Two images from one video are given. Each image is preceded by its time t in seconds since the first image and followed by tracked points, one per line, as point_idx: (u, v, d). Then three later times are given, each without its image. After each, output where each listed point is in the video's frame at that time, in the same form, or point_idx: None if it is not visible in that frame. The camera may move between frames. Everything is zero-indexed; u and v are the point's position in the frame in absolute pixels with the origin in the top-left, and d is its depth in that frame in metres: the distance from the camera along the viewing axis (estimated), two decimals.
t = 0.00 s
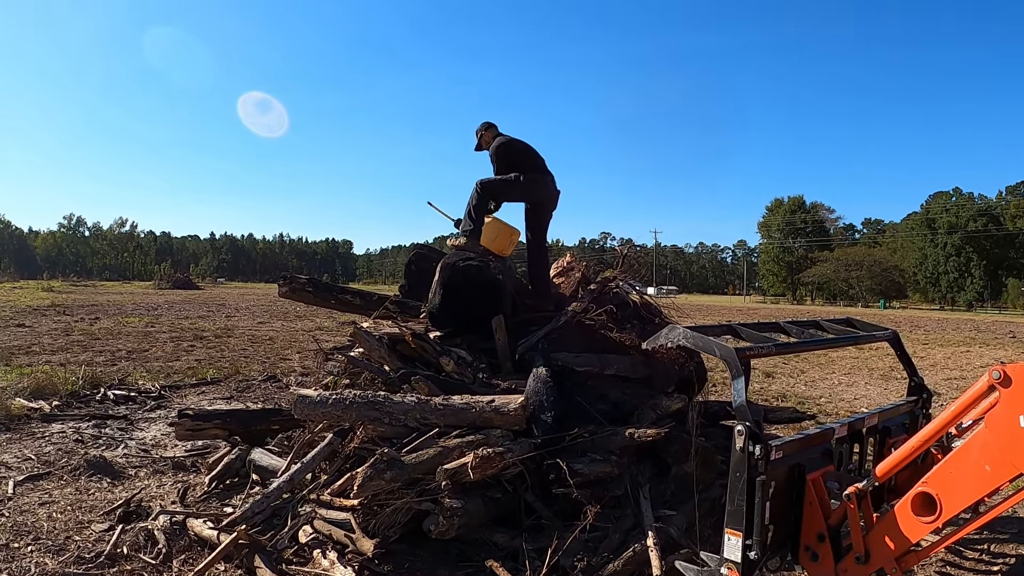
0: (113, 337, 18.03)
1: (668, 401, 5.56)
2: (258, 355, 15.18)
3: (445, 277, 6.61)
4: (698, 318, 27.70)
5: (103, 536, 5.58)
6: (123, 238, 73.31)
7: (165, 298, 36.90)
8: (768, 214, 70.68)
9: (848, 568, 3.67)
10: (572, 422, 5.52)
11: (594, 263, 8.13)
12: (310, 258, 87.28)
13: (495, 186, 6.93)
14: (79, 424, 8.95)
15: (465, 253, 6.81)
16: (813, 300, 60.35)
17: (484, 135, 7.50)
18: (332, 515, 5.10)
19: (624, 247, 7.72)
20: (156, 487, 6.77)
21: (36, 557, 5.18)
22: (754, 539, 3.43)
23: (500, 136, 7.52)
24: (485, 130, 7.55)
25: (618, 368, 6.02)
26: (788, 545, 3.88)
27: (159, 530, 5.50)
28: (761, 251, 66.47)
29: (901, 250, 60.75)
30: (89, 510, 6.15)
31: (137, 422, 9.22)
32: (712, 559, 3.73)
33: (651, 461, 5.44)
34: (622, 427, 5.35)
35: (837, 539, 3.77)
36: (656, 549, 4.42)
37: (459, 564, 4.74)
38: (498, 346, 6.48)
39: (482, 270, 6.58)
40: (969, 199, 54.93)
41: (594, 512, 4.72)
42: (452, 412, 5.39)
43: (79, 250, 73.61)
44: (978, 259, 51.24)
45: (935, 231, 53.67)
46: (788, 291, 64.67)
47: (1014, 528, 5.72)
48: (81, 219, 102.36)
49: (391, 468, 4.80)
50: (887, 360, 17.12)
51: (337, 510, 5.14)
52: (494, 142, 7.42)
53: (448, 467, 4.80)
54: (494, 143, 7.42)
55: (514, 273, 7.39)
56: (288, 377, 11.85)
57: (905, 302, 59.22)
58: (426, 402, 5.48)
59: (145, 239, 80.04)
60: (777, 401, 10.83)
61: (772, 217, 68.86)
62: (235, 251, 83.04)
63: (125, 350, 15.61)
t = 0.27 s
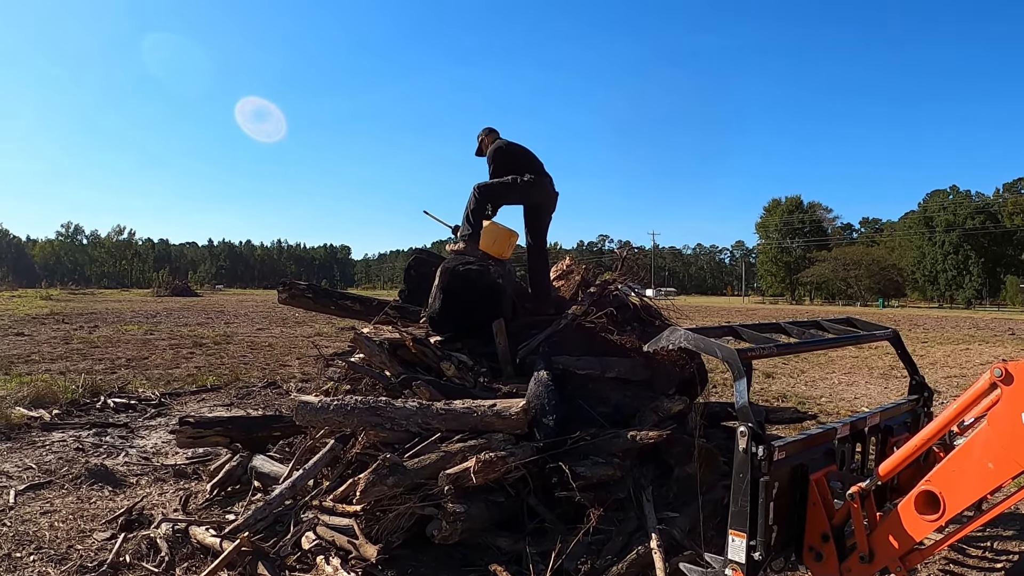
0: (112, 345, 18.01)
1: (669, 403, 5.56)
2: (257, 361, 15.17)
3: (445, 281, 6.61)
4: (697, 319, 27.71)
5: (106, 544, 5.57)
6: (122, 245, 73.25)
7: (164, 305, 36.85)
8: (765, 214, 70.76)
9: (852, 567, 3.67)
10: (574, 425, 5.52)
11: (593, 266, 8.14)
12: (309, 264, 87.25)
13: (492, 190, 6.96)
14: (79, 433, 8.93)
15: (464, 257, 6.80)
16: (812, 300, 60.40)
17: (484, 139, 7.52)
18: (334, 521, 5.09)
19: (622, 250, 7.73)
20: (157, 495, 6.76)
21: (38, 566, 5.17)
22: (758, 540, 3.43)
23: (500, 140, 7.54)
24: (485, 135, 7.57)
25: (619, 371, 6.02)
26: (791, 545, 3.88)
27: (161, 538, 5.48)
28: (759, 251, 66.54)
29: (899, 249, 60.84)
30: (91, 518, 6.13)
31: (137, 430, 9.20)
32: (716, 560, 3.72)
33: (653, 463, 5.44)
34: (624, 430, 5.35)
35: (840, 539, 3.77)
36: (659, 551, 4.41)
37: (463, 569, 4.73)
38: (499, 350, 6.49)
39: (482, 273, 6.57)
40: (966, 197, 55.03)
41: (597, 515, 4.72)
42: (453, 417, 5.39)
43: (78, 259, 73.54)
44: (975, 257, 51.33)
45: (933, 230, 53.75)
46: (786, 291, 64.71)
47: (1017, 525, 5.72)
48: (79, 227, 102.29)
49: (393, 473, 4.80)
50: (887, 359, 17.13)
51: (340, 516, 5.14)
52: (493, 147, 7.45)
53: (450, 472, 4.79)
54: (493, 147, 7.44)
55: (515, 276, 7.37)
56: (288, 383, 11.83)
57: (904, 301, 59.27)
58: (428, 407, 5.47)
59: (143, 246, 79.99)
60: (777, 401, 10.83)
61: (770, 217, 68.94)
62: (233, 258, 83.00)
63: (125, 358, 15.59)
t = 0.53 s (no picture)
0: (107, 351, 17.92)
1: (668, 396, 5.56)
2: (253, 364, 15.12)
3: (440, 280, 6.57)
4: (692, 312, 27.77)
5: (107, 551, 5.54)
6: (114, 251, 72.82)
7: (157, 310, 36.68)
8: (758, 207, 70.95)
9: (854, 556, 3.68)
10: (573, 421, 5.52)
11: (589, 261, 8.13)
12: (302, 266, 86.99)
13: (483, 188, 6.97)
14: (77, 440, 8.88)
15: (459, 254, 6.77)
16: (805, 291, 60.63)
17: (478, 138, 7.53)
18: (336, 522, 5.07)
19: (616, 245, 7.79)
20: (157, 500, 6.73)
21: None
22: (761, 530, 3.44)
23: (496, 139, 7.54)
24: (481, 135, 7.59)
25: (617, 366, 6.01)
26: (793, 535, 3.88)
27: (163, 544, 5.46)
28: (752, 244, 66.71)
29: (891, 238, 61.10)
30: (91, 525, 6.10)
31: (135, 436, 9.16)
32: (719, 552, 3.73)
33: (653, 457, 5.43)
34: (623, 424, 5.35)
35: (842, 528, 3.77)
36: (662, 544, 4.41)
37: (466, 567, 4.73)
38: (496, 348, 6.48)
39: (478, 271, 6.54)
40: (957, 186, 55.31)
41: (598, 510, 4.72)
42: (453, 415, 5.37)
43: (70, 265, 73.16)
44: (967, 245, 51.60)
45: (925, 219, 54.00)
46: (780, 283, 64.93)
47: (1016, 511, 5.75)
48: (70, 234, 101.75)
49: (394, 473, 4.78)
50: (882, 348, 17.20)
51: (341, 517, 5.12)
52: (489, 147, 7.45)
53: (450, 470, 4.77)
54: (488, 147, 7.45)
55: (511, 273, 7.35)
56: (285, 385, 11.80)
57: (897, 290, 59.56)
58: (427, 406, 5.46)
59: (135, 252, 79.60)
60: (775, 393, 10.86)
61: (762, 209, 69.12)
62: (226, 261, 82.69)
63: (120, 364, 15.51)
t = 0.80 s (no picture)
0: (101, 342, 17.85)
1: (665, 391, 5.57)
2: (249, 356, 15.07)
3: (438, 273, 6.55)
4: (688, 308, 27.82)
5: (103, 544, 5.52)
6: (108, 243, 72.42)
7: (151, 302, 36.56)
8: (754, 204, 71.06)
9: (852, 551, 3.69)
10: (570, 416, 5.52)
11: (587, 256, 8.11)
12: (298, 259, 86.73)
13: (480, 181, 6.95)
14: (72, 432, 8.84)
15: (458, 248, 6.74)
16: (800, 289, 60.81)
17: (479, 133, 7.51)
18: (333, 515, 5.07)
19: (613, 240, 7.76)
20: (153, 493, 6.71)
21: (35, 567, 5.11)
22: (760, 526, 3.44)
23: (497, 133, 7.52)
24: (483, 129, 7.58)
25: (614, 360, 6.00)
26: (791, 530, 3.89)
27: (159, 537, 5.45)
28: (748, 241, 66.85)
29: (886, 237, 61.28)
30: (87, 517, 6.08)
31: (130, 428, 9.12)
32: (717, 547, 3.74)
33: (651, 451, 5.42)
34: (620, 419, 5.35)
35: (840, 524, 3.78)
36: (659, 539, 4.42)
37: (464, 560, 4.73)
38: (494, 342, 6.47)
39: (476, 265, 6.53)
40: (952, 185, 55.49)
41: (596, 504, 4.73)
42: (451, 408, 5.37)
43: (64, 257, 72.82)
44: (962, 244, 51.79)
45: (920, 218, 54.17)
46: (775, 281, 65.11)
47: (1010, 508, 5.78)
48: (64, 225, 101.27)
49: (392, 466, 4.78)
50: (877, 346, 17.28)
51: (338, 511, 5.10)
52: (491, 142, 7.45)
53: (449, 464, 4.72)
54: (491, 142, 7.45)
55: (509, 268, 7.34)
56: (280, 378, 11.77)
57: (891, 288, 59.80)
58: (425, 400, 5.45)
59: (130, 243, 79.29)
60: (770, 389, 10.89)
61: (758, 206, 69.22)
62: (221, 253, 82.38)
63: (114, 355, 15.45)
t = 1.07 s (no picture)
0: (105, 341, 17.87)
1: (669, 399, 5.55)
2: (251, 357, 15.07)
3: (443, 276, 6.54)
4: (690, 315, 27.76)
5: (101, 543, 5.51)
6: (113, 242, 72.97)
7: (155, 301, 36.64)
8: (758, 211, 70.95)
9: (855, 564, 3.66)
10: (573, 422, 5.50)
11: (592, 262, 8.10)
12: (301, 260, 86.84)
13: (486, 185, 6.93)
14: (73, 430, 8.84)
15: (463, 252, 6.74)
16: (804, 296, 60.67)
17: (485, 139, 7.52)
18: (334, 518, 5.05)
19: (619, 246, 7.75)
20: (153, 493, 6.70)
21: (33, 566, 5.11)
22: (763, 537, 3.42)
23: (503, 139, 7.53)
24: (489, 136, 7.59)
25: (618, 367, 5.98)
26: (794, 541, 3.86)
27: (158, 537, 5.43)
28: (752, 248, 66.75)
29: (891, 246, 61.12)
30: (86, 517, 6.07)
31: (132, 427, 9.12)
32: (720, 557, 3.70)
33: (653, 459, 5.38)
34: (623, 426, 5.32)
35: (843, 535, 3.75)
36: (662, 547, 4.40)
37: (464, 566, 4.71)
38: (498, 346, 6.45)
39: (481, 270, 6.52)
40: (958, 195, 55.33)
41: (598, 512, 4.69)
42: (453, 413, 5.35)
43: (69, 254, 73.04)
44: (967, 254, 51.61)
45: (925, 227, 54.01)
46: (779, 288, 64.98)
47: (1014, 521, 5.73)
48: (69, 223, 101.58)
49: (393, 471, 4.76)
50: (881, 355, 17.20)
51: (338, 514, 5.09)
52: (498, 149, 7.46)
53: (451, 468, 4.75)
54: (498, 149, 7.46)
55: (513, 273, 7.33)
56: (282, 379, 11.77)
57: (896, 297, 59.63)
58: (427, 404, 5.43)
59: (134, 242, 79.53)
60: (773, 398, 10.84)
61: (763, 213, 69.10)
62: (225, 253, 82.55)
63: (117, 354, 15.47)
